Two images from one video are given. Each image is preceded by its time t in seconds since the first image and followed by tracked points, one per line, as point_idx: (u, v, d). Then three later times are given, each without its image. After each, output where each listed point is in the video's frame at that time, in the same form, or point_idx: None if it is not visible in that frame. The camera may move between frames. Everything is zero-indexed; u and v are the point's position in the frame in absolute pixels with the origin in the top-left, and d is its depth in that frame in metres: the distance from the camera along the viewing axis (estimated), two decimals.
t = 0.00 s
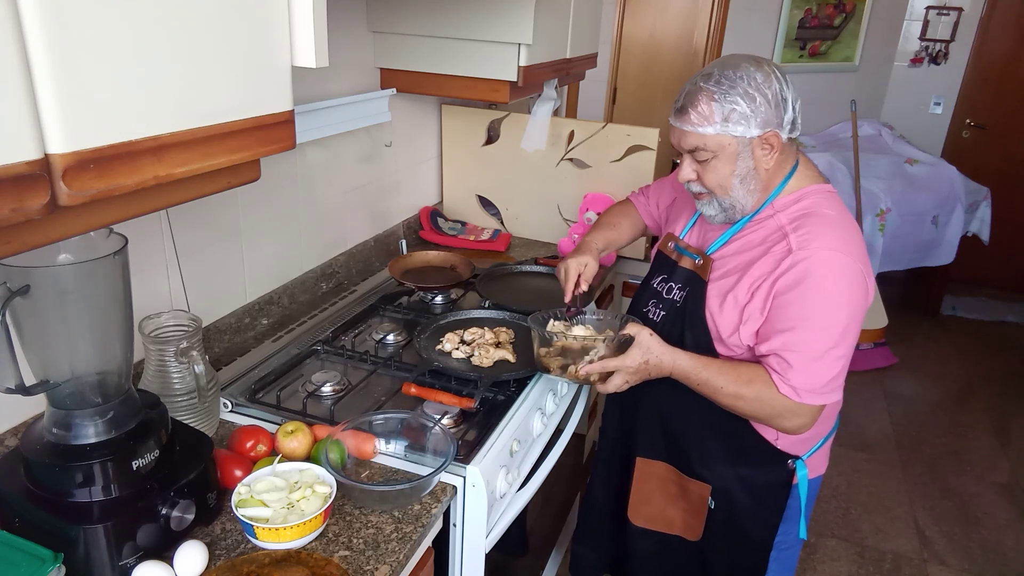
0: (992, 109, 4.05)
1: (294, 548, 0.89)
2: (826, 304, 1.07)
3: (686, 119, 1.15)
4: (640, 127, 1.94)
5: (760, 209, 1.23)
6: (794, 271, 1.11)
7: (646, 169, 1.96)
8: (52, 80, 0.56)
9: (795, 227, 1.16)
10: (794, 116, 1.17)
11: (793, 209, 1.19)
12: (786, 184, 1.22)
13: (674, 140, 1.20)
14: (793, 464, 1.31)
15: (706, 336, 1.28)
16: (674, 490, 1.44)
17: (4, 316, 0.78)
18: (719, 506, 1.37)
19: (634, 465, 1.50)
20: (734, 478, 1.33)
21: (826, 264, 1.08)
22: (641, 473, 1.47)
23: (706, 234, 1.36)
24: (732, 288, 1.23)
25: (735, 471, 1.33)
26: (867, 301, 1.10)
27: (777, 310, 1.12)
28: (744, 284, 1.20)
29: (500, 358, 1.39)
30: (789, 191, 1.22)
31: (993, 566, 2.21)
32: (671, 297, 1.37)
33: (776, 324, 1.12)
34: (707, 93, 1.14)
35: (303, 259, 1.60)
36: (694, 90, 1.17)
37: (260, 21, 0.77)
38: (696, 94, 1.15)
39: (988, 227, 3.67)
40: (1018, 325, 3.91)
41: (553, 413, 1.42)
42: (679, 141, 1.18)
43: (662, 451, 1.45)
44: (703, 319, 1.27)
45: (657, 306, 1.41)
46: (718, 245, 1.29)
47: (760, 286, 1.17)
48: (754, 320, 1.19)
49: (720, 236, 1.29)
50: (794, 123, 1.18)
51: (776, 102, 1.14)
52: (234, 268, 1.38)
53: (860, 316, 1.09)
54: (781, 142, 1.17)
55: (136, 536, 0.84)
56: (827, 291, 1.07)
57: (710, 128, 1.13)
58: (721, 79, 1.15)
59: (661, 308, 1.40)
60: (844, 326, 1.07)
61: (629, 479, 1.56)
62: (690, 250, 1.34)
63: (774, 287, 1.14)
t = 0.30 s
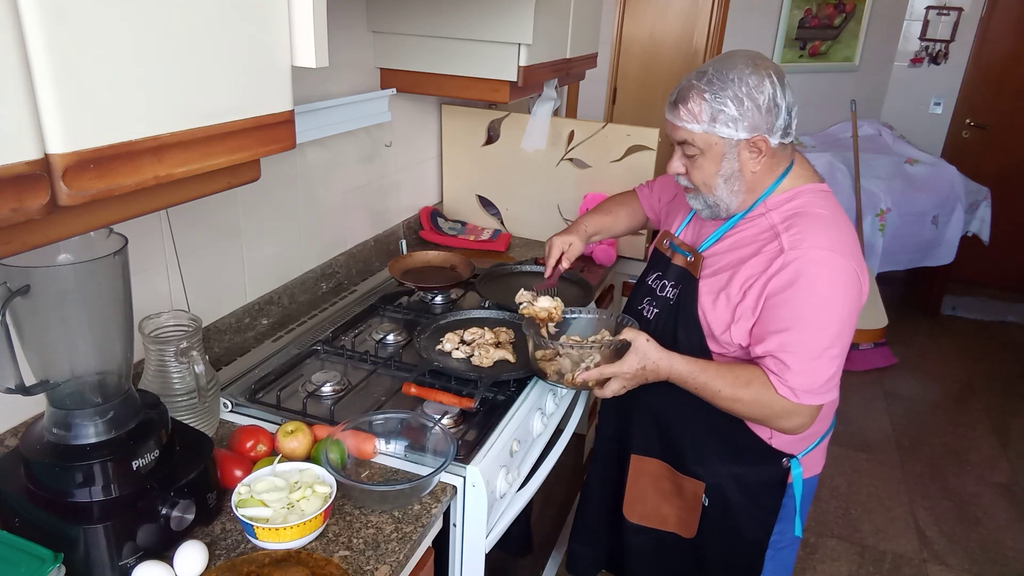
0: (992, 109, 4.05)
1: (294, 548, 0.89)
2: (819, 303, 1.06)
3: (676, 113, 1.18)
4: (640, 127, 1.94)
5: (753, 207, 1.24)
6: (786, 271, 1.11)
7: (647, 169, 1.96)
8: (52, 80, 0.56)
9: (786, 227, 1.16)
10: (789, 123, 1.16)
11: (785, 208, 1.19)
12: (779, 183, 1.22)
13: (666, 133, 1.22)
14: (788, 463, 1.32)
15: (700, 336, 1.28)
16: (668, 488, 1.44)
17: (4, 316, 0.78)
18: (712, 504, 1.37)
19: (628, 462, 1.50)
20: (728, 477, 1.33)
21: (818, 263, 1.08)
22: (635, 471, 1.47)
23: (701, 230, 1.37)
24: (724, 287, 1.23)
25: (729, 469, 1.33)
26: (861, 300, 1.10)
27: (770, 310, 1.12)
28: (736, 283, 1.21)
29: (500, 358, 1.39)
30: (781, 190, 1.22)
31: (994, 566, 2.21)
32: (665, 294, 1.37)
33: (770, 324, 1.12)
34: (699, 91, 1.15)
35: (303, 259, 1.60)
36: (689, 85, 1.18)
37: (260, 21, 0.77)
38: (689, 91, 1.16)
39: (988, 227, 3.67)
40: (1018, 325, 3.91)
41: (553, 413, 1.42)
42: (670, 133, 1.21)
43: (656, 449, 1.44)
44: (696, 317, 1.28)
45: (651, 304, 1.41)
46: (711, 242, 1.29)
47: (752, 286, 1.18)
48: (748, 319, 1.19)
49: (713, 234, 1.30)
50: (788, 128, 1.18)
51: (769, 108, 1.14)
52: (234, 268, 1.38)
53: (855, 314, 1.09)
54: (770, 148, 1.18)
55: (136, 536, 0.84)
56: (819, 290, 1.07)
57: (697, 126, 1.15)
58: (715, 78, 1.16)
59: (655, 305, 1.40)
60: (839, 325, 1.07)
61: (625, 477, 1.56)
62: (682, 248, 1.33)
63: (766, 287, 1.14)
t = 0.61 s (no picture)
0: (992, 109, 4.05)
1: (294, 548, 0.89)
2: (813, 303, 1.06)
3: (669, 113, 1.18)
4: (640, 127, 1.94)
5: (746, 206, 1.24)
6: (779, 271, 1.11)
7: (646, 169, 1.96)
8: (52, 80, 0.56)
9: (778, 227, 1.16)
10: (783, 123, 1.16)
11: (777, 207, 1.19)
12: (773, 182, 1.22)
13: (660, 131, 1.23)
14: (782, 462, 1.31)
15: (696, 334, 1.29)
16: (663, 485, 1.44)
17: (4, 316, 0.78)
18: (706, 501, 1.37)
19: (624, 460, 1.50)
20: (722, 474, 1.33)
21: (811, 263, 1.08)
22: (630, 468, 1.47)
23: (695, 228, 1.36)
24: (717, 286, 1.23)
25: (724, 467, 1.33)
26: (855, 298, 1.10)
27: (764, 310, 1.12)
28: (729, 283, 1.21)
29: (500, 358, 1.39)
30: (775, 189, 1.22)
31: (994, 566, 2.21)
32: (659, 293, 1.38)
33: (764, 325, 1.12)
34: (692, 91, 1.16)
35: (303, 259, 1.60)
36: (683, 85, 1.18)
37: (260, 20, 0.77)
38: (682, 91, 1.17)
39: (987, 227, 3.67)
40: (1018, 325, 3.91)
41: (553, 413, 1.42)
42: (664, 132, 1.22)
43: (651, 447, 1.45)
44: (689, 316, 1.28)
45: (646, 302, 1.42)
46: (702, 242, 1.30)
47: (745, 286, 1.18)
48: (742, 319, 1.19)
49: (706, 232, 1.30)
50: (782, 128, 1.18)
51: (762, 108, 1.14)
52: (234, 268, 1.38)
53: (849, 313, 1.09)
54: (763, 147, 1.18)
55: (136, 536, 0.84)
56: (812, 291, 1.07)
57: (690, 126, 1.15)
58: (708, 77, 1.16)
59: (650, 304, 1.41)
60: (833, 324, 1.07)
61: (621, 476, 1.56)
62: (676, 247, 1.35)
63: (760, 287, 1.14)
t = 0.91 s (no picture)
0: (992, 109, 4.05)
1: (294, 548, 0.89)
2: (811, 301, 1.06)
3: (670, 99, 1.18)
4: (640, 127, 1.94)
5: (741, 202, 1.24)
6: (775, 269, 1.11)
7: (646, 169, 1.96)
8: (52, 80, 0.56)
9: (774, 225, 1.16)
10: (781, 121, 1.17)
11: (772, 205, 1.19)
12: (769, 179, 1.22)
13: (661, 119, 1.23)
14: (775, 458, 1.31)
15: (693, 333, 1.29)
16: (657, 480, 1.45)
17: (4, 316, 0.78)
18: (700, 497, 1.37)
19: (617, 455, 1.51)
20: (715, 469, 1.33)
21: (806, 261, 1.08)
22: (624, 463, 1.48)
23: (692, 223, 1.37)
24: (712, 284, 1.23)
25: (718, 463, 1.33)
26: (850, 294, 1.10)
27: (761, 307, 1.12)
28: (725, 280, 1.20)
29: (500, 358, 1.39)
30: (770, 187, 1.22)
31: (994, 566, 2.21)
32: (653, 287, 1.39)
33: (761, 322, 1.11)
34: (696, 79, 1.16)
35: (303, 259, 1.60)
36: (687, 72, 1.18)
37: (260, 19, 0.77)
38: (685, 78, 1.17)
39: (988, 227, 3.67)
40: (1018, 325, 3.91)
41: (553, 413, 1.42)
42: (663, 119, 1.22)
43: (647, 444, 1.45)
44: (684, 309, 1.28)
45: (640, 296, 1.43)
46: (698, 237, 1.30)
47: (740, 283, 1.17)
48: (737, 316, 1.19)
49: (701, 229, 1.30)
50: (780, 127, 1.18)
51: (762, 103, 1.14)
52: (234, 268, 1.38)
53: (845, 309, 1.09)
54: (760, 144, 1.18)
55: (136, 536, 0.84)
56: (810, 288, 1.07)
57: (690, 114, 1.15)
58: (713, 67, 1.16)
59: (644, 298, 1.41)
60: (831, 321, 1.07)
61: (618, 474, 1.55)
62: (671, 240, 1.35)
63: (756, 285, 1.14)
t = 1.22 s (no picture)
0: (992, 109, 4.05)
1: (294, 548, 0.89)
2: (815, 294, 1.07)
3: (666, 94, 1.18)
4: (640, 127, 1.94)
5: (737, 199, 1.24)
6: (777, 264, 1.11)
7: (646, 169, 1.96)
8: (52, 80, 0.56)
9: (773, 220, 1.16)
10: (774, 117, 1.17)
11: (770, 201, 1.20)
12: (765, 175, 1.22)
13: (655, 114, 1.22)
14: (776, 456, 1.31)
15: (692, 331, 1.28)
16: (657, 480, 1.45)
17: (4, 316, 0.78)
18: (701, 496, 1.37)
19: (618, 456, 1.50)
20: (715, 470, 1.33)
21: (807, 255, 1.08)
22: (624, 463, 1.48)
23: (689, 222, 1.37)
24: (714, 281, 1.23)
25: (718, 462, 1.33)
26: (851, 286, 1.11)
27: (765, 303, 1.12)
28: (726, 277, 1.20)
29: (500, 358, 1.39)
30: (766, 183, 1.22)
31: (994, 566, 2.21)
32: (653, 287, 1.39)
33: (766, 317, 1.11)
34: (691, 74, 1.16)
35: (303, 259, 1.60)
36: (682, 68, 1.18)
37: (259, 18, 0.77)
38: (680, 73, 1.17)
39: (987, 227, 3.67)
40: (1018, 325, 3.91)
41: (553, 413, 1.41)
42: (659, 115, 1.22)
43: (647, 443, 1.45)
44: (684, 307, 1.28)
45: (640, 297, 1.43)
46: (696, 235, 1.29)
47: (743, 279, 1.17)
48: (741, 312, 1.18)
49: (698, 227, 1.30)
50: (774, 123, 1.18)
51: (756, 99, 1.14)
52: (234, 268, 1.38)
53: (848, 301, 1.10)
54: (754, 139, 1.18)
55: (137, 536, 0.84)
56: (814, 282, 1.07)
57: (686, 108, 1.15)
58: (708, 62, 1.16)
59: (644, 298, 1.41)
60: (835, 313, 1.08)
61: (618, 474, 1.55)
62: (669, 240, 1.35)
63: (759, 281, 1.14)
